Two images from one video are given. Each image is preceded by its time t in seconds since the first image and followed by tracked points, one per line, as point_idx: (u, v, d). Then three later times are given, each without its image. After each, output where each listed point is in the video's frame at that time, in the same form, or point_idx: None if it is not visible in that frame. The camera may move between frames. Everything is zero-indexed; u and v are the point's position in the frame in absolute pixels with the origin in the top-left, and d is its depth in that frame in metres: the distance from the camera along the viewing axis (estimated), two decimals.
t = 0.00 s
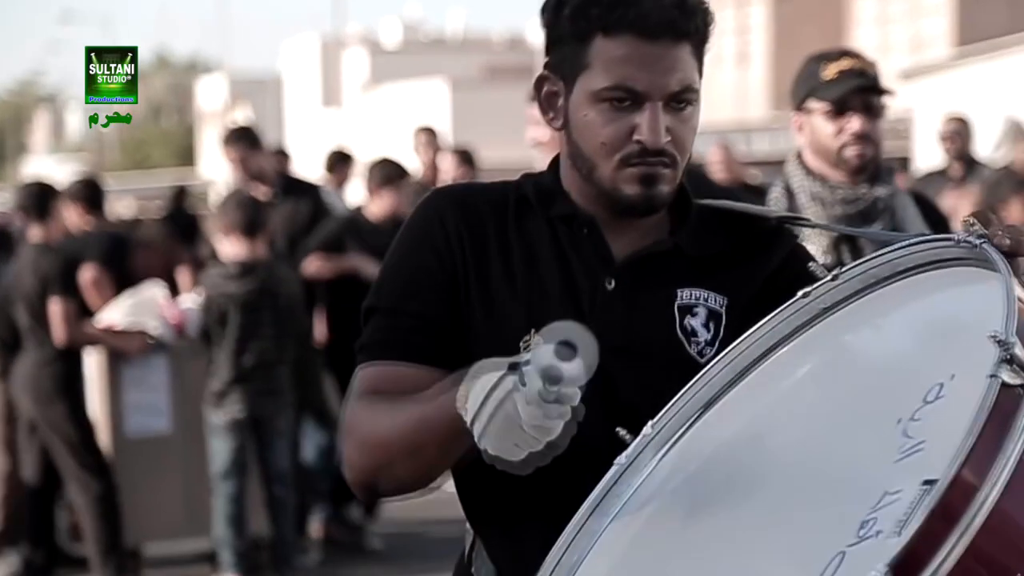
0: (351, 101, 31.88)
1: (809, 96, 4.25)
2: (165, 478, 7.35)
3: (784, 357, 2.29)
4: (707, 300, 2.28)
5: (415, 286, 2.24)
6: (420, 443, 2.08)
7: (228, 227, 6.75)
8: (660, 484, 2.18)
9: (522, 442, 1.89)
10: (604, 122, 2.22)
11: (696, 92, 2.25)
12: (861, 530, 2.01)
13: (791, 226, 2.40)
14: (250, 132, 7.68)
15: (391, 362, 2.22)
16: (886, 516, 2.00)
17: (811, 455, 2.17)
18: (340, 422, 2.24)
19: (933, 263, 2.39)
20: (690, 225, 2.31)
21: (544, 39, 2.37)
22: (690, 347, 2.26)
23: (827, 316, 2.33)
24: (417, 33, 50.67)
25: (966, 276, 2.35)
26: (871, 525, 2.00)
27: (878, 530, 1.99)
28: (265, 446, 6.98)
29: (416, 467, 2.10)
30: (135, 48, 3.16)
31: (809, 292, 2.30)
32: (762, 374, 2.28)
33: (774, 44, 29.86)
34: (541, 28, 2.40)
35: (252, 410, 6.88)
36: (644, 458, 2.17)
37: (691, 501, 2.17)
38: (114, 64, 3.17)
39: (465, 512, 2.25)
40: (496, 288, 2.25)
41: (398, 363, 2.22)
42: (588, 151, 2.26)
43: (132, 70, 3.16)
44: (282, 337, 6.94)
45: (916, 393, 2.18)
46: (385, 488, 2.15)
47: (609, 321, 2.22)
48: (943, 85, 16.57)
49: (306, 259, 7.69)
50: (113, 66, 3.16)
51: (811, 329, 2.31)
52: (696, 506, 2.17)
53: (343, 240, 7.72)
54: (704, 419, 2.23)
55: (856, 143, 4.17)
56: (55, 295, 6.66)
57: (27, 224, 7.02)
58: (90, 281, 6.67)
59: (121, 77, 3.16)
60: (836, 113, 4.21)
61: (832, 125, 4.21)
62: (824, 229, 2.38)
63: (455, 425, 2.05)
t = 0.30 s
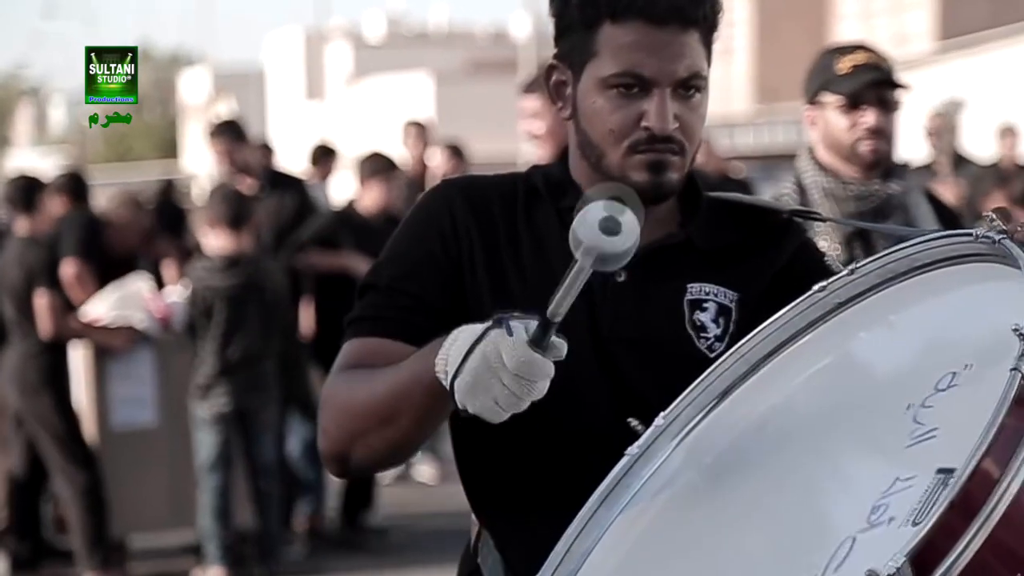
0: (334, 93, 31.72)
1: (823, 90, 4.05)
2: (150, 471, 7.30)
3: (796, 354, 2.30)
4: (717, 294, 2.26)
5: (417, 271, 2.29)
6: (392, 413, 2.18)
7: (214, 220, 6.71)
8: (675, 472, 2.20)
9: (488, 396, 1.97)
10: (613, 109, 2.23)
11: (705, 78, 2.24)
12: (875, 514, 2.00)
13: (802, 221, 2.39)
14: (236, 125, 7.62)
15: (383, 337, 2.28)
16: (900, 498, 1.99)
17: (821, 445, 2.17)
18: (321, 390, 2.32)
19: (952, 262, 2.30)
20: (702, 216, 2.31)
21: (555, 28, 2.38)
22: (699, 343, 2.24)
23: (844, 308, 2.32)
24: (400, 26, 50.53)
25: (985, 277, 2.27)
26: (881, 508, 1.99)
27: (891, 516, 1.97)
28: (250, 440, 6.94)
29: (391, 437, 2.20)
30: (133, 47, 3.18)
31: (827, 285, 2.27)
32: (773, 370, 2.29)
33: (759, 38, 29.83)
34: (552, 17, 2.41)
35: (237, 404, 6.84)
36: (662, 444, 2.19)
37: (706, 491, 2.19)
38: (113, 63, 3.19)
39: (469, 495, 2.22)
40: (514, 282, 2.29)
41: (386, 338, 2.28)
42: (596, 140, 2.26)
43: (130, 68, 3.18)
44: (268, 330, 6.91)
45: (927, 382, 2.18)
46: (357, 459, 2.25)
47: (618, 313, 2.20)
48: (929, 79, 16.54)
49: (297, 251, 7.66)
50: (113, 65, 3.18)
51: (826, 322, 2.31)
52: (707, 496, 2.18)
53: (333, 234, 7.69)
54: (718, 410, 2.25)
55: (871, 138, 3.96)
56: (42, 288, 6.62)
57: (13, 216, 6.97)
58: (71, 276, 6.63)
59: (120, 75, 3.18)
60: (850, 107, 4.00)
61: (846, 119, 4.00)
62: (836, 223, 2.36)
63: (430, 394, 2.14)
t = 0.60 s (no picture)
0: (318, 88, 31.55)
1: (838, 92, 3.99)
2: (135, 465, 7.24)
3: (807, 350, 2.22)
4: (726, 291, 2.24)
5: (420, 268, 2.25)
6: (391, 409, 2.16)
7: (199, 214, 6.67)
8: (679, 472, 2.13)
9: (492, 388, 1.95)
10: (624, 100, 2.25)
11: (716, 70, 2.27)
12: (888, 514, 2.03)
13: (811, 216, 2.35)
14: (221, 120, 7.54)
15: (384, 332, 2.26)
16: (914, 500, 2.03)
17: (834, 443, 2.18)
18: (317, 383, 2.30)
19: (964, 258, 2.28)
20: (709, 211, 2.28)
21: (565, 20, 2.40)
22: (707, 339, 2.21)
23: (857, 305, 2.25)
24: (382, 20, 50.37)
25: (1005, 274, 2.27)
26: (898, 510, 2.03)
27: (906, 515, 2.01)
28: (234, 432, 6.91)
29: (389, 432, 2.19)
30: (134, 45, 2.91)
31: (840, 283, 2.24)
32: (786, 364, 2.21)
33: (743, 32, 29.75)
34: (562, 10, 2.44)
35: (221, 397, 6.81)
36: (669, 441, 2.14)
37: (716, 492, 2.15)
38: (112, 64, 2.92)
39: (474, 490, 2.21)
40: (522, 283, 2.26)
41: (388, 332, 2.25)
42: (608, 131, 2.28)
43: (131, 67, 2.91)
44: (254, 324, 6.88)
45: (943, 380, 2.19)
46: (354, 452, 2.24)
47: (627, 309, 2.19)
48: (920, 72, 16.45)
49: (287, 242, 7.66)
50: (112, 65, 2.91)
51: (841, 318, 2.24)
52: (716, 495, 2.15)
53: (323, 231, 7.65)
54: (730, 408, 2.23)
55: (889, 141, 3.91)
56: (28, 282, 6.56)
57: None
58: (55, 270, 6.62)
59: (121, 76, 2.91)
60: (867, 110, 3.95)
61: (863, 121, 3.96)
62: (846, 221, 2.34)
63: (432, 390, 2.13)
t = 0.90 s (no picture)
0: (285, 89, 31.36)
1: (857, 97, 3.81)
2: (110, 468, 7.15)
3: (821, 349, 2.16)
4: (730, 293, 2.20)
5: (424, 277, 2.22)
6: (392, 426, 2.15)
7: (173, 216, 6.62)
8: (686, 474, 2.09)
9: (492, 381, 1.91)
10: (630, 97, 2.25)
11: (722, 67, 2.29)
12: (897, 518, 1.90)
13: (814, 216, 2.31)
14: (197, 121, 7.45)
15: (386, 344, 2.23)
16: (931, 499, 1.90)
17: (836, 423, 2.08)
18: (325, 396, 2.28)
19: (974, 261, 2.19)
20: (712, 211, 2.24)
21: (571, 19, 2.41)
22: (713, 340, 2.17)
23: (863, 310, 2.18)
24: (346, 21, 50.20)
25: (1009, 276, 2.17)
26: (908, 514, 1.89)
27: (916, 522, 1.88)
28: (210, 435, 6.83)
29: (393, 448, 2.17)
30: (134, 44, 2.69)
31: (845, 285, 2.16)
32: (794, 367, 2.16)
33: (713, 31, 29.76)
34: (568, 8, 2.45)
35: (198, 400, 6.74)
36: (677, 445, 2.10)
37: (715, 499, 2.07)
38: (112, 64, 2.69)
39: (479, 496, 2.18)
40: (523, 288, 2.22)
41: (389, 347, 2.23)
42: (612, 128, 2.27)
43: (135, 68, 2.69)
44: (232, 325, 6.82)
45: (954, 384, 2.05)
46: (365, 466, 2.22)
47: (631, 310, 2.14)
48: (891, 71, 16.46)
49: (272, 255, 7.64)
50: (111, 65, 2.68)
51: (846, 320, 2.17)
52: (719, 497, 2.07)
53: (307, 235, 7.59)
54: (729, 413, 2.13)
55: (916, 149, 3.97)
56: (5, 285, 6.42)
57: None
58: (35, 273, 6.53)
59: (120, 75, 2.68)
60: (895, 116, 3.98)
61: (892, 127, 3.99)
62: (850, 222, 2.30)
63: (430, 406, 2.10)
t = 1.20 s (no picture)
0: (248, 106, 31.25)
1: (875, 108, 3.90)
2: (80, 484, 7.06)
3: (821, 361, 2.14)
4: (729, 305, 2.21)
5: (422, 294, 2.24)
6: (384, 439, 2.15)
7: (142, 233, 6.54)
8: (686, 487, 2.06)
9: (470, 362, 1.97)
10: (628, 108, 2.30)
11: (718, 79, 2.34)
12: (902, 535, 1.90)
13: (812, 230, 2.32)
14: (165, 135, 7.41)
15: (383, 363, 2.24)
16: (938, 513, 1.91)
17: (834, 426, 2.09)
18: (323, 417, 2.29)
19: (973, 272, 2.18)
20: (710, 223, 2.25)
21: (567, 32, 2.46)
22: (712, 353, 2.18)
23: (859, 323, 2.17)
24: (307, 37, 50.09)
25: (1008, 289, 2.16)
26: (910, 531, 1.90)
27: (921, 538, 1.88)
28: (178, 454, 6.68)
29: (388, 462, 2.18)
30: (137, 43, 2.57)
31: (842, 298, 2.16)
32: (790, 381, 2.13)
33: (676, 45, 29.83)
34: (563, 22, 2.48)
35: (166, 416, 6.61)
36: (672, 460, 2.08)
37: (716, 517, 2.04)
38: (113, 64, 2.57)
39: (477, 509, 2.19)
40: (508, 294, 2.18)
41: (384, 364, 2.24)
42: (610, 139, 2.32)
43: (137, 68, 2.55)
44: (201, 341, 6.71)
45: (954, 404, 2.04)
46: (360, 484, 2.22)
47: (632, 323, 2.16)
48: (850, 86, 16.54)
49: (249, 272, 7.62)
50: (112, 65, 2.56)
51: (844, 333, 2.16)
52: (720, 505, 2.05)
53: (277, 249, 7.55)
54: (726, 428, 2.10)
55: (926, 160, 3.90)
56: None
57: None
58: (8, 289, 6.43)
59: (122, 76, 2.55)
60: (904, 127, 3.88)
61: (901, 137, 3.90)
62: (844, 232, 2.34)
63: (420, 414, 2.10)
